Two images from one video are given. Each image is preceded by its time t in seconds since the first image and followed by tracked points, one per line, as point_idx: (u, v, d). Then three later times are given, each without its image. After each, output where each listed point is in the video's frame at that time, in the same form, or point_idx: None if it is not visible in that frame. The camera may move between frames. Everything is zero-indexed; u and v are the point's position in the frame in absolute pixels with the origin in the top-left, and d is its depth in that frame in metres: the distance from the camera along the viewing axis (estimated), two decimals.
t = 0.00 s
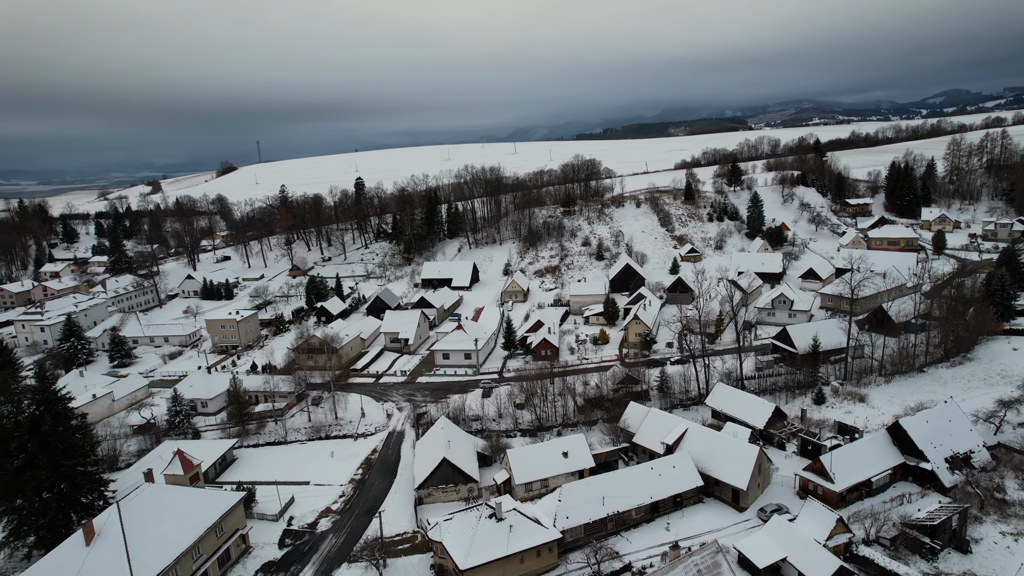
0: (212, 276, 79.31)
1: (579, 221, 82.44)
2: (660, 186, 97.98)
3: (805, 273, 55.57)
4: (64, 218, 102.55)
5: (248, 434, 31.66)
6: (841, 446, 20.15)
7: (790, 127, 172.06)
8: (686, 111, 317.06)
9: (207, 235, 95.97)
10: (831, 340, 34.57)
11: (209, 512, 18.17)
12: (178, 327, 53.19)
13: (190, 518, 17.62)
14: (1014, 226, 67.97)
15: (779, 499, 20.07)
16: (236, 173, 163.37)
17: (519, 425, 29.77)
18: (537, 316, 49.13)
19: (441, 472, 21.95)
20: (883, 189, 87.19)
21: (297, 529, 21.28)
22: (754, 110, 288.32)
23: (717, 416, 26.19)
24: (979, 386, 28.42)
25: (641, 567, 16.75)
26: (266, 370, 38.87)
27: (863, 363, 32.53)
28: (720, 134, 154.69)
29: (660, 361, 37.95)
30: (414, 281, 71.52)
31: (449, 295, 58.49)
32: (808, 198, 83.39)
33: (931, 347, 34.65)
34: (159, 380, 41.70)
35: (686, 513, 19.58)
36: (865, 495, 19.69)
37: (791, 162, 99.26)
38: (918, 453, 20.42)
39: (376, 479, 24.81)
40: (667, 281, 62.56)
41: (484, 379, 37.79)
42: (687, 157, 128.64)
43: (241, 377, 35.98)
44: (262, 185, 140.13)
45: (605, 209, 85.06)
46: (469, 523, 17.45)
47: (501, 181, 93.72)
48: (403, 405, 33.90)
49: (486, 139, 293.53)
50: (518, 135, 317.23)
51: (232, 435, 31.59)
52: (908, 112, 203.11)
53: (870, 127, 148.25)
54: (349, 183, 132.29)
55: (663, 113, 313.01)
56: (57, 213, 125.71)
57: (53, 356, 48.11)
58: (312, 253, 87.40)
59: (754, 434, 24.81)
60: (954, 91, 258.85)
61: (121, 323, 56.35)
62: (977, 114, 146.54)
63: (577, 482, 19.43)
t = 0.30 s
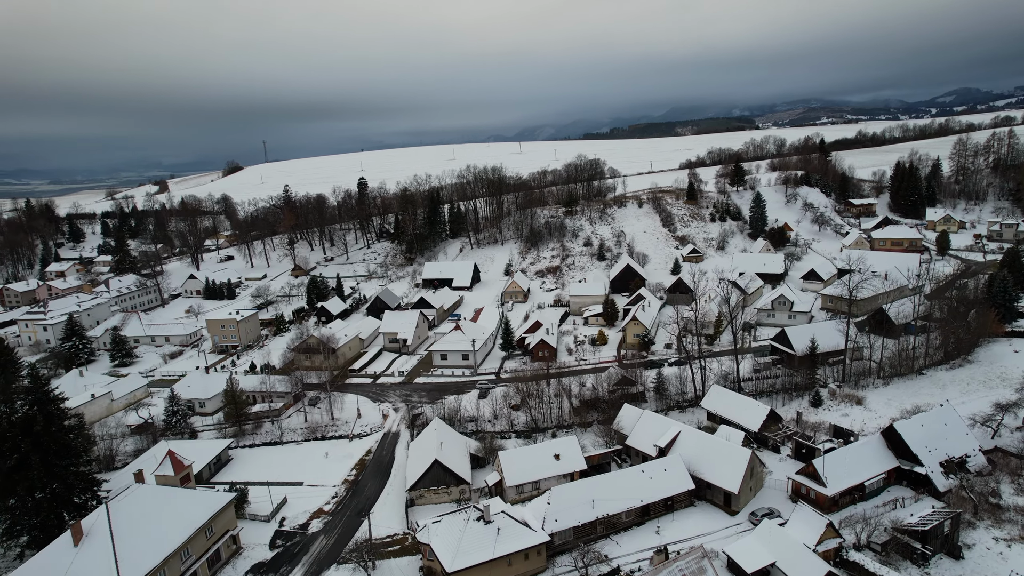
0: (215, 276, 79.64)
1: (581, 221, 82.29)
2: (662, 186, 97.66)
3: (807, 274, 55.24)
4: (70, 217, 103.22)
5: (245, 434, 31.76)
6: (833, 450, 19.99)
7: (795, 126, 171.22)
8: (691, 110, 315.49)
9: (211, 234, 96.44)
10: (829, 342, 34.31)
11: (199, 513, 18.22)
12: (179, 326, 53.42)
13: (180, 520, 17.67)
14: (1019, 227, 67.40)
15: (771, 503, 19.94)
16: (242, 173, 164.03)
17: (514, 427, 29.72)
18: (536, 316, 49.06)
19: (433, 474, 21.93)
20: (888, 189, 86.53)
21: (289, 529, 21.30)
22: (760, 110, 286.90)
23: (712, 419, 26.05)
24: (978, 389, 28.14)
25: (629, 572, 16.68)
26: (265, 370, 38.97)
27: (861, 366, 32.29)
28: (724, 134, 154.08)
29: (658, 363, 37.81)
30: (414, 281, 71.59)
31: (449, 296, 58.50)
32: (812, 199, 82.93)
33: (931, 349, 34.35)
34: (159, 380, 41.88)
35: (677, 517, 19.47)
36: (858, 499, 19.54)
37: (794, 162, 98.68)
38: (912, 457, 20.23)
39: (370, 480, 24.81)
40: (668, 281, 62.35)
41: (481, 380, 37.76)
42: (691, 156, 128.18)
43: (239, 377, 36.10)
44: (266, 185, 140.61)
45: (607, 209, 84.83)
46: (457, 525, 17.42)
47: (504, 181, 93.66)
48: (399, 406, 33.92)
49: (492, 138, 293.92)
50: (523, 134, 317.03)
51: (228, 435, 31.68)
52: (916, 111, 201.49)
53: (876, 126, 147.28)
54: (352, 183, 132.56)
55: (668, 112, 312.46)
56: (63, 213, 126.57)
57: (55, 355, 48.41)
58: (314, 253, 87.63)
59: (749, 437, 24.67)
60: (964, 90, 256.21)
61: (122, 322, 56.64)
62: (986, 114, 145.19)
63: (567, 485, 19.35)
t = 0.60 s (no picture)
0: (218, 276, 79.95)
1: (583, 221, 82.08)
2: (665, 186, 97.25)
3: (808, 275, 54.88)
4: (76, 217, 103.96)
5: (242, 434, 31.87)
6: (827, 454, 19.83)
7: (801, 125, 170.13)
8: (698, 109, 313.88)
9: (215, 233, 96.88)
10: (827, 344, 34.00)
11: (189, 514, 18.29)
12: (180, 326, 53.67)
13: (169, 521, 17.72)
14: None
15: (764, 506, 19.79)
16: (247, 172, 164.63)
17: (509, 428, 29.66)
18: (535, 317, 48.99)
19: (425, 475, 21.92)
20: (893, 189, 85.85)
21: (280, 530, 21.33)
22: (766, 109, 285.18)
23: (706, 421, 25.92)
24: (977, 392, 27.87)
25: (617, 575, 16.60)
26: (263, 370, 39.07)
27: (860, 368, 32.03)
28: (729, 133, 153.37)
29: (655, 364, 37.62)
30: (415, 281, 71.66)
31: (449, 296, 58.47)
32: (816, 198, 82.38)
33: (932, 351, 34.00)
34: (158, 379, 42.07)
35: (668, 520, 19.38)
36: (851, 503, 19.40)
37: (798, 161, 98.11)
38: (906, 460, 20.05)
39: (363, 481, 24.83)
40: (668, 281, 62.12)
41: (478, 381, 37.75)
42: (694, 156, 127.66)
43: (237, 377, 36.25)
44: (271, 184, 141.10)
45: (609, 209, 84.59)
46: (445, 527, 17.41)
47: (506, 180, 93.52)
48: (396, 406, 33.91)
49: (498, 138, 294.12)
50: (531, 134, 317.15)
51: (225, 435, 31.81)
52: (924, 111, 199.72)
53: (883, 125, 146.23)
54: (356, 182, 132.73)
55: (675, 112, 311.49)
56: (70, 212, 127.40)
57: (57, 354, 48.75)
58: (317, 253, 87.84)
59: (743, 439, 24.52)
60: (974, 88, 253.47)
61: (124, 322, 56.95)
62: (995, 112, 143.77)
63: (557, 488, 19.27)
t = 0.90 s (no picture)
0: (220, 275, 80.29)
1: (585, 221, 81.88)
2: (668, 186, 96.87)
3: (810, 276, 54.52)
4: (82, 217, 104.70)
5: (238, 434, 31.96)
6: (819, 458, 19.67)
7: (807, 124, 168.97)
8: (703, 108, 312.31)
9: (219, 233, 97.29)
10: (824, 346, 33.66)
11: (178, 515, 18.32)
12: (181, 325, 53.92)
13: (158, 522, 17.76)
14: None
15: (756, 510, 19.67)
16: (252, 172, 165.35)
17: (505, 429, 29.61)
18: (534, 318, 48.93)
19: (416, 477, 21.91)
20: (898, 189, 85.16)
21: (272, 531, 21.37)
22: (773, 109, 283.55)
23: (701, 423, 25.78)
24: (976, 394, 27.59)
25: None
26: (261, 370, 39.16)
27: (858, 371, 31.78)
28: (733, 133, 152.61)
29: (652, 365, 37.49)
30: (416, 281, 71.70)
31: (449, 296, 58.46)
32: (819, 198, 81.86)
33: (933, 354, 33.67)
34: (158, 379, 42.26)
35: (658, 523, 19.28)
36: (843, 508, 19.25)
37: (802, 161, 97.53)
38: (900, 465, 19.87)
39: (356, 482, 24.84)
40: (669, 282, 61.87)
41: (475, 382, 37.69)
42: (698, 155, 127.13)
43: (235, 377, 36.37)
44: (275, 184, 141.55)
45: (612, 209, 84.36)
46: (433, 529, 17.39)
47: (509, 180, 93.38)
48: (392, 407, 33.92)
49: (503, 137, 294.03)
50: (536, 133, 316.87)
51: (221, 435, 31.89)
52: (933, 110, 197.81)
53: (889, 124, 145.11)
54: (360, 182, 132.94)
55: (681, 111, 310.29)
56: (76, 212, 128.31)
57: (59, 353, 49.08)
58: (320, 253, 88.05)
59: (738, 443, 24.37)
60: (985, 87, 250.58)
61: (126, 321, 57.27)
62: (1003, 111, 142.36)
63: (546, 490, 19.19)
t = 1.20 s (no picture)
0: (223, 275, 80.68)
1: (587, 221, 81.74)
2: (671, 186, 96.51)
3: (811, 277, 54.19)
4: (89, 216, 105.50)
5: (235, 434, 32.09)
6: (811, 462, 19.53)
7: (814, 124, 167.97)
8: (710, 108, 311.02)
9: (223, 232, 97.77)
10: (821, 348, 33.28)
11: (167, 516, 18.37)
12: (182, 325, 54.21)
13: (146, 523, 17.81)
14: None
15: (747, 514, 19.54)
16: (258, 171, 166.12)
17: (499, 430, 29.60)
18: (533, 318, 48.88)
19: (407, 478, 21.90)
20: (903, 189, 84.45)
21: (264, 531, 21.42)
22: (780, 108, 281.74)
23: (696, 425, 25.63)
24: (975, 397, 27.32)
25: None
26: (259, 370, 39.32)
27: (857, 373, 31.51)
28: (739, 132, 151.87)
29: (650, 367, 37.35)
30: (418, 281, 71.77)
31: (450, 297, 58.47)
32: (823, 198, 81.34)
33: (933, 356, 33.36)
34: (157, 378, 42.48)
35: (648, 527, 19.18)
36: (835, 512, 19.09)
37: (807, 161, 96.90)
38: (894, 469, 19.70)
39: (349, 482, 24.87)
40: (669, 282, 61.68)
41: (472, 383, 37.68)
42: (702, 155, 126.66)
43: (233, 376, 36.53)
44: (280, 184, 142.12)
45: (614, 209, 84.13)
46: (421, 531, 17.38)
47: (511, 180, 93.30)
48: (388, 408, 33.96)
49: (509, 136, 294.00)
50: (542, 133, 316.83)
51: (217, 434, 32.01)
52: (942, 109, 196.01)
53: (897, 124, 144.00)
54: (364, 182, 133.20)
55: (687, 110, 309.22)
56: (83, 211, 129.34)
57: (61, 352, 49.45)
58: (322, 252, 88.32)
59: (732, 445, 24.25)
60: (996, 84, 247.60)
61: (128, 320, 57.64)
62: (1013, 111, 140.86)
63: (536, 493, 19.13)
